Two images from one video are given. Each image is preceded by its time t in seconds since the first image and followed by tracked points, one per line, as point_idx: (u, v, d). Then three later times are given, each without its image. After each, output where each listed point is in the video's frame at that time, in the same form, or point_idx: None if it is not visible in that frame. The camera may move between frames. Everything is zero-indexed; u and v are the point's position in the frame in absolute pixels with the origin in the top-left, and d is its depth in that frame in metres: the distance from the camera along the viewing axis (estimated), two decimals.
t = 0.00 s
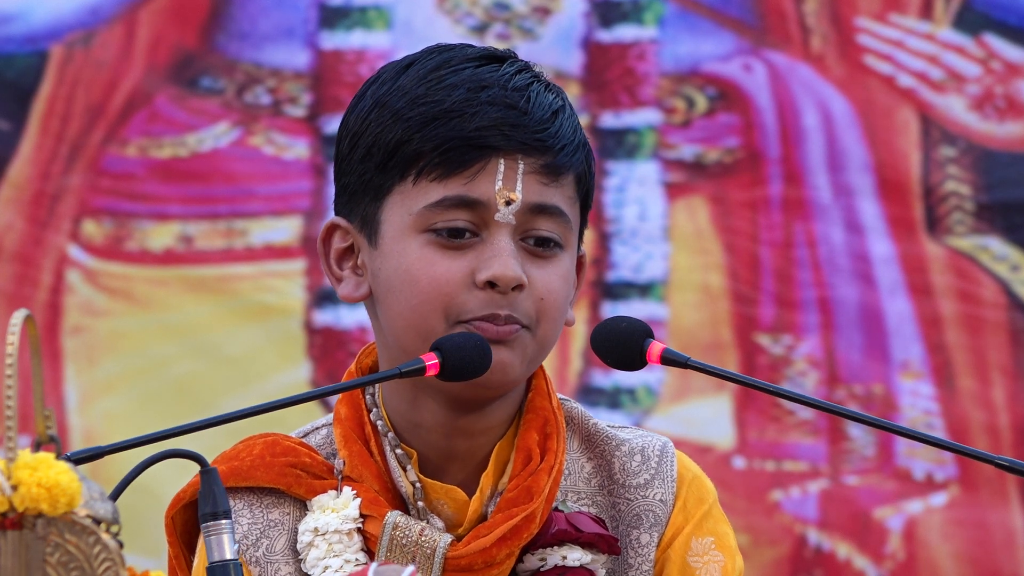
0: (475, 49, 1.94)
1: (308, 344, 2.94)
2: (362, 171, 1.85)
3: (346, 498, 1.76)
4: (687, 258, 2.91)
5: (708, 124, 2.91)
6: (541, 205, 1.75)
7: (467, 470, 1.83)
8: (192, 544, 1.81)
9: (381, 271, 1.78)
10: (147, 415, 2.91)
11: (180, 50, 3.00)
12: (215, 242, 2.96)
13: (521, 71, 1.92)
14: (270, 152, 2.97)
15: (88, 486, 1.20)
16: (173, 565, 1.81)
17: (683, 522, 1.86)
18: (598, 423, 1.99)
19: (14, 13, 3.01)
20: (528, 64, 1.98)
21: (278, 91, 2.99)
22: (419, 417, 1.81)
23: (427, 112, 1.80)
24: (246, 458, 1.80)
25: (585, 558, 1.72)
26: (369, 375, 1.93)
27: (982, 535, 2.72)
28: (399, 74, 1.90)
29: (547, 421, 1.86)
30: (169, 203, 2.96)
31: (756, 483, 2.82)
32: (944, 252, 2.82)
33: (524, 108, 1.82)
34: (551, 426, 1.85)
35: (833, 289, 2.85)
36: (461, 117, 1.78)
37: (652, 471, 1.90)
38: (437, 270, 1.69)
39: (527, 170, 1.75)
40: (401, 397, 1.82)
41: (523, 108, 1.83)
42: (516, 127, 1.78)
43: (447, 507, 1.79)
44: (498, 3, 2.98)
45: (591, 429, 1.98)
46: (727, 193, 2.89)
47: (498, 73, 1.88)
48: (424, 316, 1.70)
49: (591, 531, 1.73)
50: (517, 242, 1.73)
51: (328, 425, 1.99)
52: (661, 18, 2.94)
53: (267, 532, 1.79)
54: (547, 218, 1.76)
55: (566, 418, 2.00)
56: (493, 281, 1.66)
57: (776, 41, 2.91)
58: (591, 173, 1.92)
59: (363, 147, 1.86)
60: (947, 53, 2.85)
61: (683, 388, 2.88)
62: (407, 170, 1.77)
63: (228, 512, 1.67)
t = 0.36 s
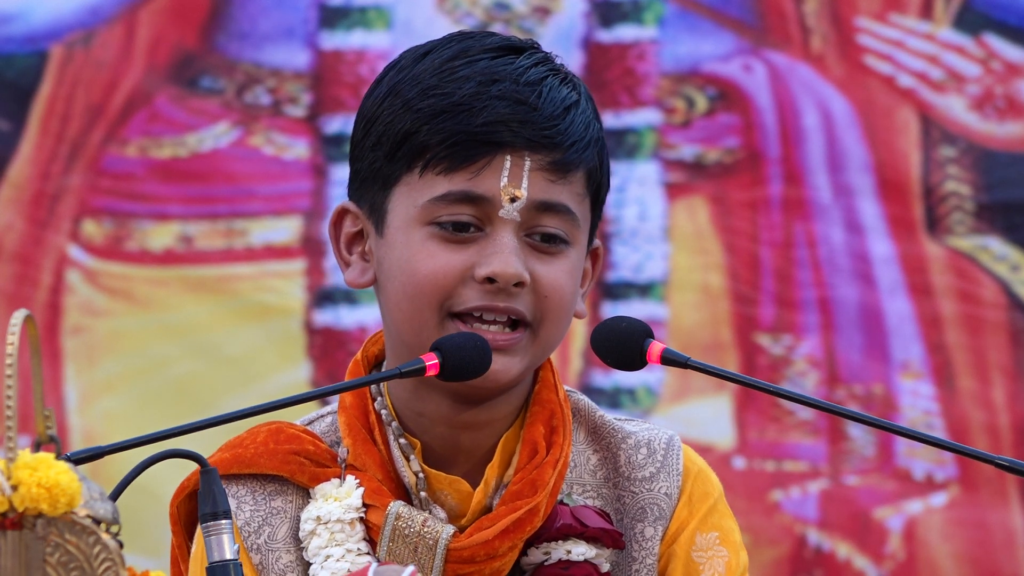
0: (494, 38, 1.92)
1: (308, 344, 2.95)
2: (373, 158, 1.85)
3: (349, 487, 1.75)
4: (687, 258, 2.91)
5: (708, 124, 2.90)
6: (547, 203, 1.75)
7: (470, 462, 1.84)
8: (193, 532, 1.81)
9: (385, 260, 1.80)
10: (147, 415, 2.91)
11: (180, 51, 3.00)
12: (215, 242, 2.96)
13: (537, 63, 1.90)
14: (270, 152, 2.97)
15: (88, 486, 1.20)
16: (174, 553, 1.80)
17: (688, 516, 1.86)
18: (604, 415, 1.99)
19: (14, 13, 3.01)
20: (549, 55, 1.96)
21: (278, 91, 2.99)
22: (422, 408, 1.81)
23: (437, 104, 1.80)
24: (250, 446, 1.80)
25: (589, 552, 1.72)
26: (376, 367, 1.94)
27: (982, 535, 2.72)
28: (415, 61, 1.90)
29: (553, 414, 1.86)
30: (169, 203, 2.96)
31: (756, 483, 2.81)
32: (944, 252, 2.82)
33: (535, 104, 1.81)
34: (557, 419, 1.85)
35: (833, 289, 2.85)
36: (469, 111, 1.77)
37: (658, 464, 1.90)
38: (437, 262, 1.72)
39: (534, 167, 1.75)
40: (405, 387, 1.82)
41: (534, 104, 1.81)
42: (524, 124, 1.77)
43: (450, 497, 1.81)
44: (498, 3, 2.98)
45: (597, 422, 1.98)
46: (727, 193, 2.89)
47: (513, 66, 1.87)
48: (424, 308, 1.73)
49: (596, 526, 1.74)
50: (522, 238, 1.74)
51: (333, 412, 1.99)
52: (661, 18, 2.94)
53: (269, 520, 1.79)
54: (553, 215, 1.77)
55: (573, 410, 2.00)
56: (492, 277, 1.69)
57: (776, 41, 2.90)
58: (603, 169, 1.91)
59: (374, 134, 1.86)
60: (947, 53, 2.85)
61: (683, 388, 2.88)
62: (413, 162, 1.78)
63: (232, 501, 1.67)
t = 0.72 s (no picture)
0: (484, 38, 1.87)
1: (308, 344, 2.94)
2: (361, 164, 1.82)
3: (341, 485, 1.75)
4: (687, 258, 2.91)
5: (708, 124, 2.90)
6: (537, 213, 1.72)
7: (464, 459, 1.84)
8: (186, 530, 1.80)
9: (375, 267, 1.78)
10: (147, 415, 2.91)
11: (180, 51, 3.00)
12: (215, 242, 2.96)
13: (527, 66, 1.85)
14: (270, 151, 2.97)
15: (88, 486, 1.20)
16: (168, 553, 1.80)
17: (681, 511, 1.85)
18: (595, 409, 1.98)
19: (14, 13, 3.01)
20: (538, 52, 1.91)
21: (278, 91, 2.99)
22: (413, 405, 1.79)
23: (425, 115, 1.75)
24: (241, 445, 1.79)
25: (583, 548, 1.73)
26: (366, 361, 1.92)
27: (981, 535, 2.72)
28: (403, 64, 1.84)
29: (545, 411, 1.86)
30: (169, 203, 2.96)
31: (756, 483, 2.81)
32: (944, 252, 2.82)
33: (525, 114, 1.76)
34: (550, 416, 1.86)
35: (833, 289, 2.85)
36: (458, 124, 1.72)
37: (650, 459, 1.88)
38: (427, 274, 1.70)
39: (523, 178, 1.72)
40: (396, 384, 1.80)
41: (524, 113, 1.76)
42: (514, 135, 1.72)
43: (443, 494, 1.80)
44: (498, 3, 2.98)
45: (588, 416, 1.97)
46: (727, 193, 2.89)
47: (502, 71, 1.81)
48: (414, 318, 1.71)
49: (589, 522, 1.74)
50: (512, 248, 1.72)
51: (324, 409, 1.98)
52: (661, 18, 2.93)
53: (261, 519, 1.77)
54: (544, 224, 1.74)
55: (565, 403, 1.99)
56: (483, 290, 1.67)
57: (776, 42, 2.91)
58: (591, 171, 1.87)
59: (363, 140, 1.82)
60: (947, 53, 2.85)
61: (683, 388, 2.88)
62: (402, 173, 1.74)
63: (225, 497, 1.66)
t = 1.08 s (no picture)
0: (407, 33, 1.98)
1: (308, 344, 2.94)
2: (304, 149, 1.87)
3: (320, 480, 1.74)
4: (687, 258, 2.91)
5: (708, 124, 2.90)
6: (477, 150, 1.75)
7: (443, 448, 1.83)
8: (170, 533, 1.81)
9: (330, 237, 1.78)
10: (147, 415, 2.91)
11: (180, 51, 3.00)
12: (215, 242, 2.95)
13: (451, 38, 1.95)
14: (270, 152, 2.98)
15: (88, 486, 1.20)
16: (151, 556, 1.80)
17: (663, 500, 1.84)
18: (577, 399, 1.96)
19: (14, 13, 3.01)
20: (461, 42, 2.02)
21: (279, 91, 2.99)
22: (388, 394, 1.79)
23: (355, 74, 1.84)
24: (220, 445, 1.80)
25: (561, 538, 1.73)
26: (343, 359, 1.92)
27: (982, 535, 2.72)
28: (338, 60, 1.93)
29: (519, 398, 1.85)
30: (169, 203, 2.96)
31: (756, 483, 2.81)
32: (944, 252, 2.82)
33: (450, 63, 1.84)
34: (524, 402, 1.84)
35: (833, 289, 2.85)
36: (386, 73, 1.80)
37: (631, 447, 1.88)
38: (375, 219, 1.70)
39: (457, 115, 1.77)
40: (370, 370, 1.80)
41: (447, 59, 1.85)
42: (442, 75, 1.81)
43: (422, 484, 1.79)
44: (498, 3, 2.98)
45: (570, 405, 1.95)
46: (728, 193, 2.90)
47: (425, 41, 1.91)
48: (368, 268, 1.70)
49: (568, 512, 1.74)
50: (459, 187, 1.73)
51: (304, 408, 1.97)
52: (661, 18, 2.93)
53: (243, 516, 1.77)
54: (487, 162, 1.76)
55: (546, 394, 1.97)
56: (431, 221, 1.68)
57: (776, 41, 2.91)
58: (534, 128, 1.89)
59: (303, 128, 1.88)
60: (948, 53, 2.85)
61: (683, 388, 2.88)
62: (342, 130, 1.80)
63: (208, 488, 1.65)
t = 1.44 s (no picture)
0: (456, 24, 1.87)
1: (308, 344, 2.95)
2: (334, 149, 1.82)
3: (334, 479, 1.75)
4: (687, 258, 2.91)
5: (708, 124, 2.90)
6: (502, 188, 1.71)
7: (456, 451, 1.82)
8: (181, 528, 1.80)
9: (350, 251, 1.78)
10: (147, 415, 2.91)
11: (180, 51, 3.00)
12: (215, 242, 2.96)
13: (496, 47, 1.85)
14: (270, 152, 2.97)
15: (88, 486, 1.20)
16: (163, 551, 1.79)
17: (676, 503, 1.84)
18: (590, 401, 1.96)
19: (14, 13, 3.01)
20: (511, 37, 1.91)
21: (278, 91, 2.99)
22: (401, 397, 1.78)
23: (390, 90, 1.76)
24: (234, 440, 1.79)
25: (577, 541, 1.72)
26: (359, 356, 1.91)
27: (981, 535, 2.72)
28: (377, 49, 1.85)
29: (536, 401, 1.84)
30: (169, 203, 2.96)
31: (756, 483, 2.81)
32: (944, 252, 2.82)
33: (489, 87, 1.75)
34: (540, 405, 1.84)
35: (833, 289, 2.85)
36: (420, 98, 1.73)
37: (644, 450, 1.88)
38: (395, 252, 1.69)
39: (487, 152, 1.70)
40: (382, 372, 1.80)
41: (485, 86, 1.75)
42: (477, 108, 1.72)
43: (435, 486, 1.79)
44: (498, 3, 2.98)
45: (584, 407, 1.96)
46: (727, 193, 2.90)
47: (468, 50, 1.81)
48: (385, 297, 1.71)
49: (583, 514, 1.74)
50: (480, 224, 1.70)
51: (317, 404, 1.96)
52: (661, 18, 2.93)
53: (256, 513, 1.77)
54: (512, 200, 1.72)
55: (559, 395, 1.98)
56: (449, 265, 1.66)
57: (776, 41, 2.90)
58: (566, 151, 1.83)
59: (335, 125, 1.83)
60: (947, 53, 2.85)
61: (683, 388, 2.88)
62: (370, 150, 1.75)
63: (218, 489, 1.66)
